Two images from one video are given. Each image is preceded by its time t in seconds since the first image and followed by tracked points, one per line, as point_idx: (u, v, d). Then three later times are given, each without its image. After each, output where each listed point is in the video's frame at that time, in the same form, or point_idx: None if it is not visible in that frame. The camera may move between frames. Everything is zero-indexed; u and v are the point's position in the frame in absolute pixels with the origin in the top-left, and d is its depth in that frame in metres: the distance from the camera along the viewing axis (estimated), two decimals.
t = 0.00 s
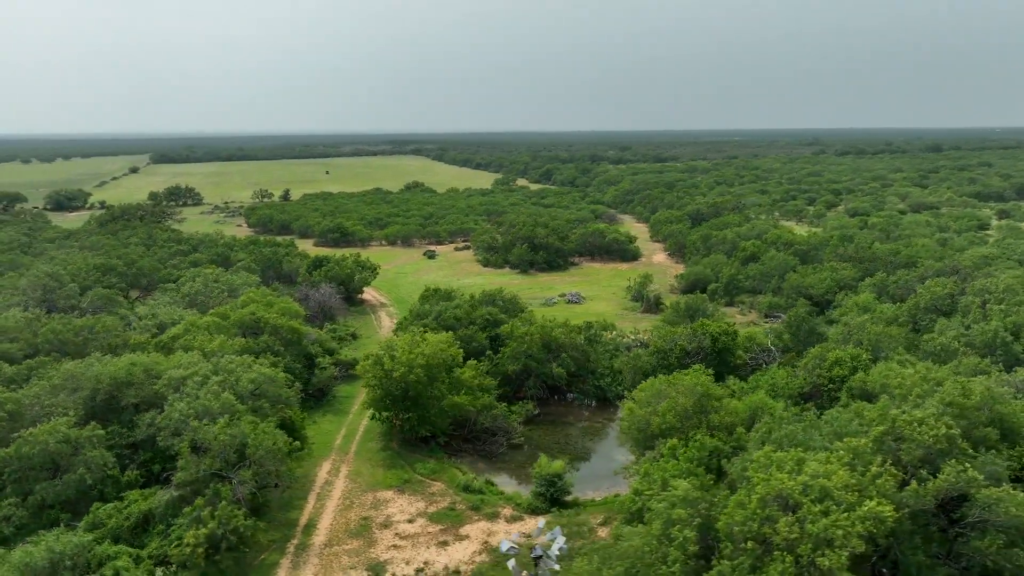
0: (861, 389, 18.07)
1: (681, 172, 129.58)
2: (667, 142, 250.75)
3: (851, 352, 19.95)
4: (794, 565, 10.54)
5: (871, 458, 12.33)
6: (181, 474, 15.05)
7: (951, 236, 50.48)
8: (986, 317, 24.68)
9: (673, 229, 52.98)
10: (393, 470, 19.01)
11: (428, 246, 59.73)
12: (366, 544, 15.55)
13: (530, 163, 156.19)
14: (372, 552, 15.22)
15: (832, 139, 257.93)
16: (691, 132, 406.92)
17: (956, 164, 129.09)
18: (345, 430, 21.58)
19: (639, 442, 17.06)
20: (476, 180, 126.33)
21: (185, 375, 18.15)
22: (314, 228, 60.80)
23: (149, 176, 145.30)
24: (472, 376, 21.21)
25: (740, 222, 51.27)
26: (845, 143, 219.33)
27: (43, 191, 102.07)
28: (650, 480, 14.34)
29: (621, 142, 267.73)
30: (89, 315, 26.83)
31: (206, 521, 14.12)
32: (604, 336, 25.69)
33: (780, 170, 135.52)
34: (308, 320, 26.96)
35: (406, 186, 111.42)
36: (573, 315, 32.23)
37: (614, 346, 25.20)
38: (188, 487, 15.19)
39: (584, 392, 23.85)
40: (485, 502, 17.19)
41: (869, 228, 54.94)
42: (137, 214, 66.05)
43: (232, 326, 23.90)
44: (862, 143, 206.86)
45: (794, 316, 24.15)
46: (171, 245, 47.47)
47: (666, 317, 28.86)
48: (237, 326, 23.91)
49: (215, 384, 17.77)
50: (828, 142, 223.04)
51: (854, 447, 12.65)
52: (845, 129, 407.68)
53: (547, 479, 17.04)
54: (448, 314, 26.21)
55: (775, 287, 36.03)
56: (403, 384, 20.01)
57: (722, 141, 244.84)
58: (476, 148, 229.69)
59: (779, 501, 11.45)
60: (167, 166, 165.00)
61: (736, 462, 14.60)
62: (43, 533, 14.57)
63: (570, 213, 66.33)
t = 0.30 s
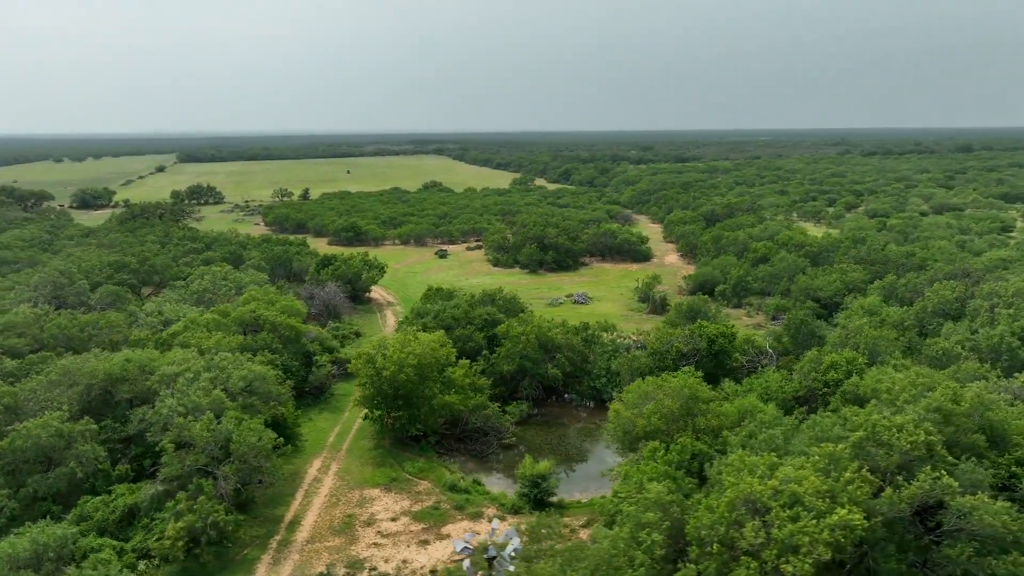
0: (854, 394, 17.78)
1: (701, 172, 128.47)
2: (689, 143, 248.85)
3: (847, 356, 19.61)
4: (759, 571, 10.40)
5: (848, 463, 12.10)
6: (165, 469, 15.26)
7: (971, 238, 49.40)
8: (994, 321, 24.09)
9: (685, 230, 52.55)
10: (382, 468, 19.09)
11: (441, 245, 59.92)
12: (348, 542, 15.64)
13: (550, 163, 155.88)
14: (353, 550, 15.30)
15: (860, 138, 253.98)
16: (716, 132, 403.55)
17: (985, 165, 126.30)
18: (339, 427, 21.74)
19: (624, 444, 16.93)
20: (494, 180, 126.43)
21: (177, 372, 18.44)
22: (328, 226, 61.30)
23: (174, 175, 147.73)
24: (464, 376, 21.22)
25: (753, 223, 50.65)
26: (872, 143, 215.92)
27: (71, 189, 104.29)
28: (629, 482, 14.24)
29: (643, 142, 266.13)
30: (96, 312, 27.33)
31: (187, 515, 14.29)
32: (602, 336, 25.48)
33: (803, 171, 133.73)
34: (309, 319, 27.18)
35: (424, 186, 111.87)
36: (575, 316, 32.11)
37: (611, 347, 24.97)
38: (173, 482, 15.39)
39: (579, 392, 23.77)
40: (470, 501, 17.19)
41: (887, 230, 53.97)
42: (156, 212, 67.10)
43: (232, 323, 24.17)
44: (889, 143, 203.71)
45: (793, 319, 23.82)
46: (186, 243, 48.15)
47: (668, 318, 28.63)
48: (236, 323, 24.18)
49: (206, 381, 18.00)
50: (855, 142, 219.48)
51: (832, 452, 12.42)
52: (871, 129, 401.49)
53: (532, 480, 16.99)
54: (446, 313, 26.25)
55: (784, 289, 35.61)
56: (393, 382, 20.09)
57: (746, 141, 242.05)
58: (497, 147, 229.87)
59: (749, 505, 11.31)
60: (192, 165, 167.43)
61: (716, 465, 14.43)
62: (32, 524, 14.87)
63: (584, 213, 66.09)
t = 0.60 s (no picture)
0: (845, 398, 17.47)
1: (721, 173, 127.30)
2: (713, 143, 246.62)
3: (843, 359, 19.26)
4: None
5: (822, 468, 11.89)
6: (151, 464, 15.49)
7: (993, 240, 48.23)
8: (1003, 325, 23.50)
9: (698, 231, 52.08)
10: (371, 466, 19.18)
11: (453, 245, 60.12)
12: (330, 538, 15.74)
13: (569, 163, 155.57)
14: (333, 547, 15.40)
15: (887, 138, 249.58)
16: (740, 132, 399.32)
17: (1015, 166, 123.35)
18: (334, 424, 21.90)
19: (609, 446, 16.81)
20: (512, 180, 126.47)
21: (170, 368, 18.71)
22: (343, 226, 61.81)
23: (199, 174, 150.04)
24: (456, 375, 21.22)
25: (767, 223, 50.00)
26: (900, 143, 212.16)
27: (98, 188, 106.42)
28: (606, 483, 14.14)
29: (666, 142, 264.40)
30: (103, 308, 27.86)
31: (169, 509, 14.49)
32: (600, 337, 25.32)
33: (827, 171, 131.81)
34: (310, 318, 27.41)
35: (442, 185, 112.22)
36: (578, 317, 31.99)
37: (609, 348, 24.79)
38: (158, 478, 15.60)
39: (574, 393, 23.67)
40: (454, 501, 17.20)
41: (906, 232, 52.92)
42: (176, 211, 68.21)
43: (231, 320, 24.47)
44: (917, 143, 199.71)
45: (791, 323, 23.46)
46: (201, 241, 48.91)
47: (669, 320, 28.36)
48: (236, 320, 24.48)
49: (196, 378, 18.22)
50: (883, 142, 216.14)
51: (808, 456, 12.21)
52: (901, 129, 394.52)
53: (515, 481, 16.93)
54: (445, 312, 26.29)
55: (793, 291, 35.14)
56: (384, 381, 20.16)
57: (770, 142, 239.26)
58: (519, 147, 229.80)
59: (717, 508, 11.17)
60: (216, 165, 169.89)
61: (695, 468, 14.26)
62: (21, 516, 15.20)
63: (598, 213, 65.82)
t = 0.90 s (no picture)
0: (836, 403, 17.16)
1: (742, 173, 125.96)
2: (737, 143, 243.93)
3: (837, 363, 18.93)
4: None
5: (795, 474, 11.71)
6: (138, 459, 15.74)
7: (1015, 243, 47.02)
8: (1010, 330, 22.92)
9: (711, 231, 51.58)
10: (360, 464, 19.29)
11: (466, 244, 60.25)
12: (311, 535, 15.88)
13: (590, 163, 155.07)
14: (314, 544, 15.52)
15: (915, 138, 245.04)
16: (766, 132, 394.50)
17: None
18: (328, 422, 22.07)
19: (593, 448, 16.72)
20: (531, 180, 126.32)
21: (163, 365, 18.98)
22: (357, 225, 62.29)
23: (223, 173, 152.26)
24: (448, 375, 21.24)
25: (781, 224, 49.32)
26: (929, 143, 208.06)
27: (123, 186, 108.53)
28: (583, 485, 14.07)
29: (688, 141, 261.96)
30: (111, 305, 28.40)
31: (152, 504, 14.71)
32: (597, 339, 25.19)
33: (851, 172, 129.72)
34: (311, 316, 27.66)
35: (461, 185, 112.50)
36: (581, 318, 31.87)
37: (605, 349, 24.67)
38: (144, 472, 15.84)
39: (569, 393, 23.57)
40: (438, 500, 17.24)
41: (925, 234, 51.85)
42: (195, 210, 69.26)
43: (231, 318, 24.78)
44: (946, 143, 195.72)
45: (789, 326, 23.13)
46: (216, 239, 49.64)
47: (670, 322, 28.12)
48: (235, 318, 24.79)
49: (188, 374, 18.47)
50: (911, 142, 212.33)
51: (781, 462, 12.03)
52: (932, 129, 386.82)
53: (498, 481, 16.90)
54: (443, 311, 26.33)
55: (802, 293, 34.64)
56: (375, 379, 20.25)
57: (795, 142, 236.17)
58: (540, 147, 229.61)
59: (683, 512, 11.05)
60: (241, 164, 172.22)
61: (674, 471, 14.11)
62: (12, 507, 15.54)
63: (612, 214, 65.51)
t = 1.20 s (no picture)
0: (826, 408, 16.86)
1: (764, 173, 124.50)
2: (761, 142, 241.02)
3: (830, 367, 18.59)
4: None
5: (765, 480, 11.52)
6: (125, 453, 15.98)
7: None
8: (1017, 335, 22.31)
9: (723, 233, 51.02)
10: (350, 462, 19.42)
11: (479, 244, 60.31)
12: (294, 532, 16.01)
13: (610, 163, 154.37)
14: (295, 540, 15.63)
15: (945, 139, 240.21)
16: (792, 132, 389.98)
17: None
18: (322, 420, 22.22)
19: (576, 450, 16.62)
20: (550, 180, 126.07)
21: (157, 361, 19.28)
22: (371, 224, 62.69)
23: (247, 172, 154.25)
24: (439, 374, 21.26)
25: (795, 225, 48.59)
26: (960, 144, 203.32)
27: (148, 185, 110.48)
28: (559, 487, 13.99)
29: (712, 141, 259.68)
30: (119, 301, 28.94)
31: (136, 498, 14.94)
32: (595, 339, 25.05)
33: (876, 172, 127.42)
34: (312, 315, 27.89)
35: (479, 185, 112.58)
36: (583, 320, 31.74)
37: (602, 350, 24.52)
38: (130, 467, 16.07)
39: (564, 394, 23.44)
40: (422, 499, 17.25)
41: (945, 236, 50.71)
42: (214, 208, 70.25)
43: (232, 315, 25.09)
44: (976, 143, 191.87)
45: (786, 329, 22.79)
46: (231, 238, 50.34)
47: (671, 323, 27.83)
48: (236, 316, 25.10)
49: (179, 370, 18.71)
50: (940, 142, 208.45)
51: (752, 468, 11.83)
52: (963, 129, 378.79)
53: (481, 481, 16.89)
54: (441, 311, 26.38)
55: (810, 295, 34.12)
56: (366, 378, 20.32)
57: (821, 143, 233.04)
58: (562, 147, 229.13)
59: (647, 516, 10.91)
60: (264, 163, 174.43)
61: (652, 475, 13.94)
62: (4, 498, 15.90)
63: (625, 214, 65.10)
